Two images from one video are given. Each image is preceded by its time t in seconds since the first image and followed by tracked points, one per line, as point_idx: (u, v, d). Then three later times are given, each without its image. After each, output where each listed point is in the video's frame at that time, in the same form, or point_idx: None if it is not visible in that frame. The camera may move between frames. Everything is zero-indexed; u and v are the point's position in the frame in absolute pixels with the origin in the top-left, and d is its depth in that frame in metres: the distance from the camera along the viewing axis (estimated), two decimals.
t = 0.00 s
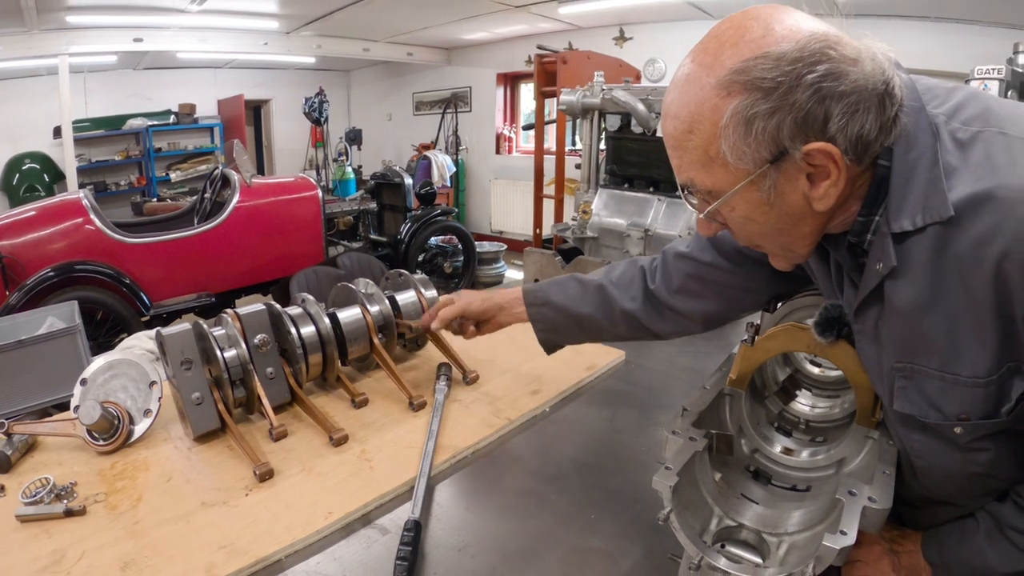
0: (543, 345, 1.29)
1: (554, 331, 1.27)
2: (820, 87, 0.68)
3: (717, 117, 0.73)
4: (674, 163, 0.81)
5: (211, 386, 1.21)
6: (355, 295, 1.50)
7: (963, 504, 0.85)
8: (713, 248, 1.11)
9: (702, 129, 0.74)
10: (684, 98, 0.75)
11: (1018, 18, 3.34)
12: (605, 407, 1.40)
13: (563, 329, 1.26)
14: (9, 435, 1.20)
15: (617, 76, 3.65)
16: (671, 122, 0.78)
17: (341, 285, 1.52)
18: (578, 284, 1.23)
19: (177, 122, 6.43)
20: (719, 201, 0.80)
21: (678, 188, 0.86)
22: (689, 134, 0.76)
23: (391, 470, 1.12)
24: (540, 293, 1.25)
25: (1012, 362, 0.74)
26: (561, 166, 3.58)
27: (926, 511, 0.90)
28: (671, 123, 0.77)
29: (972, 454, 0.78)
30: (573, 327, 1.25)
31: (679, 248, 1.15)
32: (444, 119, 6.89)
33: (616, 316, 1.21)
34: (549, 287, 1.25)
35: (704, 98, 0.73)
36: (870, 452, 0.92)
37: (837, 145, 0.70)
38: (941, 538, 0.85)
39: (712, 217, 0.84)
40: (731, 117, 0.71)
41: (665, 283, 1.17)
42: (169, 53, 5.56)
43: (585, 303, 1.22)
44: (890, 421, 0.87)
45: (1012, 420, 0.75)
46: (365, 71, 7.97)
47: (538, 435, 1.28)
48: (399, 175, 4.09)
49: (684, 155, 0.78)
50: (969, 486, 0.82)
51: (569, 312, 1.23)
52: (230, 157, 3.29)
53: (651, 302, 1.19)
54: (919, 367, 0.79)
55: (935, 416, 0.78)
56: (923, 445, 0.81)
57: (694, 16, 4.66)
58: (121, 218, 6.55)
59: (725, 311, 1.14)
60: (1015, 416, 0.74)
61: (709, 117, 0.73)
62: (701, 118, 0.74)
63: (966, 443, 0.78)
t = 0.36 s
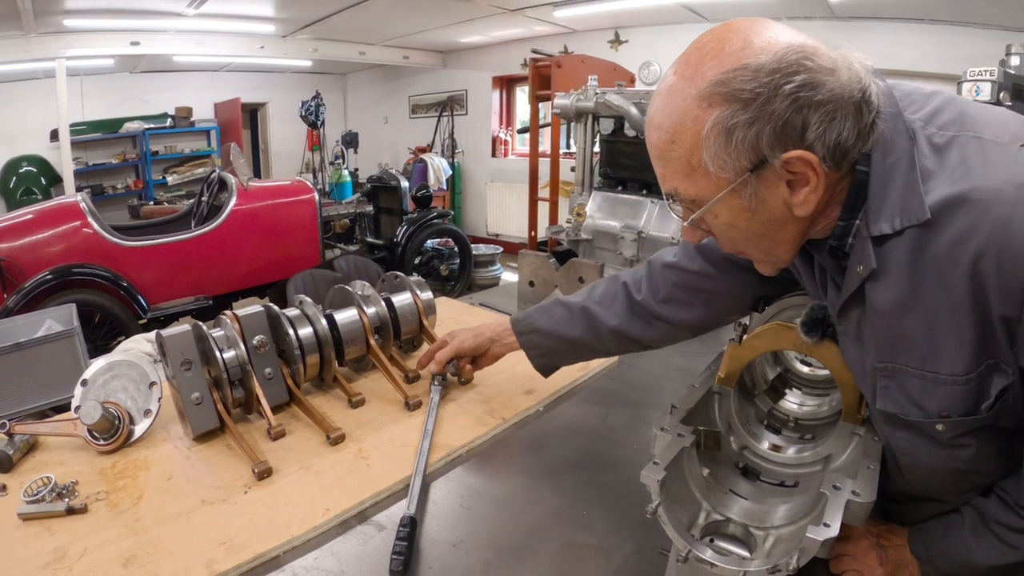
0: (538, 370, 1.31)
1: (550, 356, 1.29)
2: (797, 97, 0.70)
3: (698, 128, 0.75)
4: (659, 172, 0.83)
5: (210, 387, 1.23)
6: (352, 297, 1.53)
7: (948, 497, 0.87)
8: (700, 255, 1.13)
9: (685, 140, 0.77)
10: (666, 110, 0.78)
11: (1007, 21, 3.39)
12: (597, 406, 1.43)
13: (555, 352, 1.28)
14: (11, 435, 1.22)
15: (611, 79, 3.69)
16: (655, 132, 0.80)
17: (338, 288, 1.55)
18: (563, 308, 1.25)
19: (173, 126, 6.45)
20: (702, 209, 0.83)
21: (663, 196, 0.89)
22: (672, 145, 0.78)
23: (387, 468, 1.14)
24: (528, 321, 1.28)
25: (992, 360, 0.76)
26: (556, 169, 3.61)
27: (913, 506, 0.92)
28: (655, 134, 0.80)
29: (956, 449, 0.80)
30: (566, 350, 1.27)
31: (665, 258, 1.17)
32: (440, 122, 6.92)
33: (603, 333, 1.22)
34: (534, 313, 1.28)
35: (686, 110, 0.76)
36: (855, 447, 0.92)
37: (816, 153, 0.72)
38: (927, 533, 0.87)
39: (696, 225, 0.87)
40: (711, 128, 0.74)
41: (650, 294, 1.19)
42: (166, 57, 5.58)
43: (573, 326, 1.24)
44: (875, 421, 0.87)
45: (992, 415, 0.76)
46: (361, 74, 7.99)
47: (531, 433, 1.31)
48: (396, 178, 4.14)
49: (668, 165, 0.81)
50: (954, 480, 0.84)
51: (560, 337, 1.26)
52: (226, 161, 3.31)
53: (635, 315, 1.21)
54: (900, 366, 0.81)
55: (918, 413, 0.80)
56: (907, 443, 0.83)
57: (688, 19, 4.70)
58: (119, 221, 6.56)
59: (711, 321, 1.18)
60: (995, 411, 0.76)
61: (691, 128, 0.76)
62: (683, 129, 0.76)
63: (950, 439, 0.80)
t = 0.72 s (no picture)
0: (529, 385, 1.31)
1: (540, 369, 1.30)
2: (792, 98, 0.72)
3: (695, 129, 0.77)
4: (656, 172, 0.85)
5: (212, 386, 1.26)
6: (352, 298, 1.55)
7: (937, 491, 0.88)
8: (694, 258, 1.15)
9: (682, 140, 0.79)
10: (664, 110, 0.80)
11: (999, 23, 3.43)
12: (593, 405, 1.45)
13: (547, 365, 1.29)
14: (13, 435, 1.23)
15: (607, 82, 3.72)
16: (652, 132, 0.82)
17: (337, 288, 1.56)
18: (554, 320, 1.26)
19: (171, 129, 6.46)
20: (699, 208, 0.85)
21: (659, 196, 0.91)
22: (669, 145, 0.80)
23: (386, 466, 1.16)
24: (516, 335, 1.29)
25: (980, 355, 0.77)
26: (552, 172, 3.63)
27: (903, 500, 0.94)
28: (652, 134, 0.82)
29: (945, 444, 0.81)
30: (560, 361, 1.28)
31: (660, 264, 1.20)
32: (437, 125, 6.94)
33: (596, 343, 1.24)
34: (523, 327, 1.29)
35: (683, 110, 0.78)
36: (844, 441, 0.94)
37: (810, 153, 0.74)
38: (916, 523, 0.88)
39: (692, 223, 0.89)
40: (708, 128, 0.76)
41: (642, 299, 1.21)
42: (163, 60, 5.58)
43: (565, 337, 1.25)
44: (867, 417, 0.88)
45: (981, 410, 0.77)
46: (358, 77, 8.01)
47: (528, 431, 1.33)
48: (394, 182, 4.16)
49: (665, 164, 0.83)
50: (943, 475, 0.85)
51: (552, 348, 1.26)
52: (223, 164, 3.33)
53: (628, 323, 1.23)
54: (890, 362, 0.82)
55: (908, 408, 0.81)
56: (898, 438, 0.84)
57: (684, 22, 4.74)
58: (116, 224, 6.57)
59: (706, 321, 1.20)
60: (984, 406, 0.77)
61: (688, 129, 0.78)
62: (680, 129, 0.78)
63: (939, 435, 0.80)
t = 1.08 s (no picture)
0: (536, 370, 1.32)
1: (545, 356, 1.31)
2: (787, 93, 0.75)
3: (695, 121, 0.80)
4: (656, 162, 0.88)
5: (218, 383, 1.29)
6: (354, 298, 1.57)
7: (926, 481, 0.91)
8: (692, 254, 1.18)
9: (683, 132, 0.81)
10: (665, 103, 0.82)
11: (994, 24, 3.46)
12: (592, 401, 1.48)
13: (552, 352, 1.31)
14: (21, 432, 1.25)
15: (604, 85, 3.75)
16: (654, 124, 0.85)
17: (339, 288, 1.59)
18: (562, 307, 1.29)
19: (169, 132, 6.48)
20: (697, 197, 0.87)
21: (660, 186, 0.93)
22: (670, 136, 0.83)
23: (390, 460, 1.19)
24: (524, 321, 1.31)
25: (966, 342, 0.79)
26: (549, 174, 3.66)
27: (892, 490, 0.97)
28: (654, 126, 0.85)
29: (932, 431, 0.84)
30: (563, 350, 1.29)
31: (660, 257, 1.23)
32: (435, 128, 6.97)
33: (602, 331, 1.26)
34: (532, 314, 1.31)
35: (684, 104, 0.80)
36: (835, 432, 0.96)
37: (804, 146, 0.77)
38: (905, 511, 0.91)
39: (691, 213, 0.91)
40: (707, 120, 0.78)
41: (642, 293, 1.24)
42: (163, 63, 5.60)
43: (574, 325, 1.27)
44: (855, 404, 0.91)
45: (967, 395, 0.80)
46: (356, 80, 8.04)
47: (528, 427, 1.36)
48: (391, 184, 4.18)
49: (666, 155, 0.85)
50: (931, 464, 0.88)
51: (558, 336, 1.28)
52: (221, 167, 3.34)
53: (632, 312, 1.25)
54: (881, 349, 0.84)
55: (897, 394, 0.84)
56: (888, 424, 0.87)
57: (681, 25, 4.77)
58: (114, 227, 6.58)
59: (703, 317, 1.23)
60: (970, 391, 0.80)
61: (689, 121, 0.80)
62: (681, 121, 0.81)
63: (926, 421, 0.83)
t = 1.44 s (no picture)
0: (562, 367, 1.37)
1: (570, 355, 1.34)
2: (786, 95, 0.76)
3: (696, 122, 0.81)
4: (659, 161, 0.89)
5: (221, 386, 1.30)
6: (355, 301, 1.58)
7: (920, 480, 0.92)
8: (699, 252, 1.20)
9: (684, 132, 0.83)
10: (667, 104, 0.84)
11: (990, 26, 3.48)
12: (592, 402, 1.50)
13: (576, 350, 1.34)
14: (25, 436, 1.26)
15: (603, 89, 3.77)
16: (658, 124, 0.86)
17: (341, 292, 1.60)
18: (585, 307, 1.32)
19: (168, 136, 6.49)
20: (699, 195, 0.88)
21: (663, 184, 0.94)
22: (672, 136, 0.84)
23: (393, 463, 1.20)
24: (551, 320, 1.35)
25: (960, 341, 0.81)
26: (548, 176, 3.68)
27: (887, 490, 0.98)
28: (658, 126, 0.86)
29: (926, 429, 0.85)
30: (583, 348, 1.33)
31: (674, 259, 1.25)
32: (433, 131, 6.99)
33: (623, 330, 1.28)
34: (559, 314, 1.34)
35: (686, 105, 0.81)
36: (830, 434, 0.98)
37: (801, 146, 0.79)
38: (901, 510, 0.92)
39: (693, 210, 0.92)
40: (708, 122, 0.80)
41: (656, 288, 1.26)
42: (162, 67, 5.63)
43: (593, 323, 1.30)
44: (852, 402, 0.93)
45: (961, 393, 0.81)
46: (355, 84, 8.06)
47: (528, 428, 1.37)
48: (390, 188, 4.18)
49: (669, 154, 0.87)
50: (925, 463, 0.89)
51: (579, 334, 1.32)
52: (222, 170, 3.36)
53: (651, 313, 1.27)
54: (877, 346, 0.86)
55: (893, 392, 0.85)
56: (884, 422, 0.88)
57: (677, 29, 4.81)
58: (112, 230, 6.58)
59: (711, 318, 1.25)
60: (964, 389, 0.81)
61: (690, 122, 0.82)
62: (682, 122, 0.82)
63: (921, 418, 0.84)
